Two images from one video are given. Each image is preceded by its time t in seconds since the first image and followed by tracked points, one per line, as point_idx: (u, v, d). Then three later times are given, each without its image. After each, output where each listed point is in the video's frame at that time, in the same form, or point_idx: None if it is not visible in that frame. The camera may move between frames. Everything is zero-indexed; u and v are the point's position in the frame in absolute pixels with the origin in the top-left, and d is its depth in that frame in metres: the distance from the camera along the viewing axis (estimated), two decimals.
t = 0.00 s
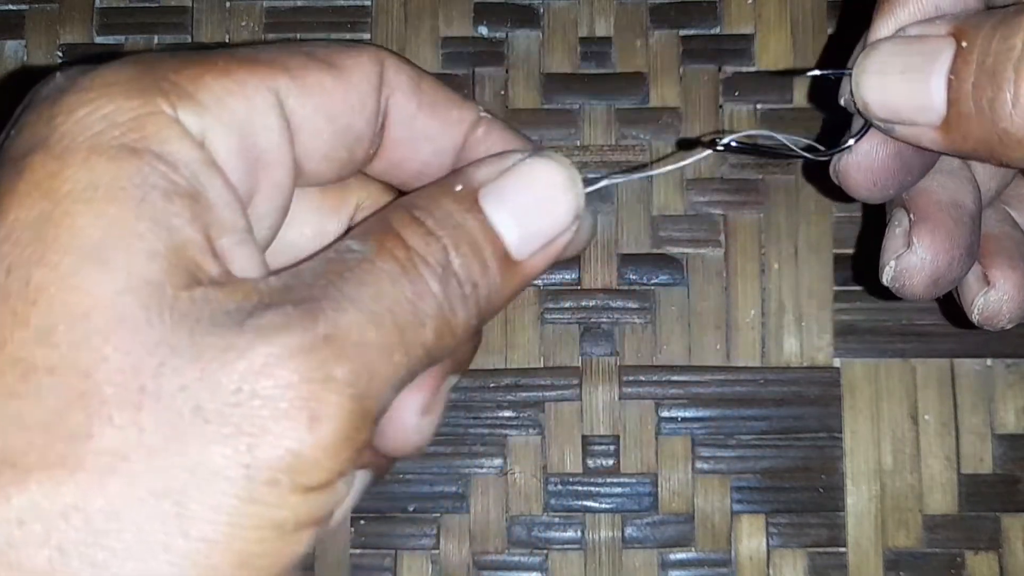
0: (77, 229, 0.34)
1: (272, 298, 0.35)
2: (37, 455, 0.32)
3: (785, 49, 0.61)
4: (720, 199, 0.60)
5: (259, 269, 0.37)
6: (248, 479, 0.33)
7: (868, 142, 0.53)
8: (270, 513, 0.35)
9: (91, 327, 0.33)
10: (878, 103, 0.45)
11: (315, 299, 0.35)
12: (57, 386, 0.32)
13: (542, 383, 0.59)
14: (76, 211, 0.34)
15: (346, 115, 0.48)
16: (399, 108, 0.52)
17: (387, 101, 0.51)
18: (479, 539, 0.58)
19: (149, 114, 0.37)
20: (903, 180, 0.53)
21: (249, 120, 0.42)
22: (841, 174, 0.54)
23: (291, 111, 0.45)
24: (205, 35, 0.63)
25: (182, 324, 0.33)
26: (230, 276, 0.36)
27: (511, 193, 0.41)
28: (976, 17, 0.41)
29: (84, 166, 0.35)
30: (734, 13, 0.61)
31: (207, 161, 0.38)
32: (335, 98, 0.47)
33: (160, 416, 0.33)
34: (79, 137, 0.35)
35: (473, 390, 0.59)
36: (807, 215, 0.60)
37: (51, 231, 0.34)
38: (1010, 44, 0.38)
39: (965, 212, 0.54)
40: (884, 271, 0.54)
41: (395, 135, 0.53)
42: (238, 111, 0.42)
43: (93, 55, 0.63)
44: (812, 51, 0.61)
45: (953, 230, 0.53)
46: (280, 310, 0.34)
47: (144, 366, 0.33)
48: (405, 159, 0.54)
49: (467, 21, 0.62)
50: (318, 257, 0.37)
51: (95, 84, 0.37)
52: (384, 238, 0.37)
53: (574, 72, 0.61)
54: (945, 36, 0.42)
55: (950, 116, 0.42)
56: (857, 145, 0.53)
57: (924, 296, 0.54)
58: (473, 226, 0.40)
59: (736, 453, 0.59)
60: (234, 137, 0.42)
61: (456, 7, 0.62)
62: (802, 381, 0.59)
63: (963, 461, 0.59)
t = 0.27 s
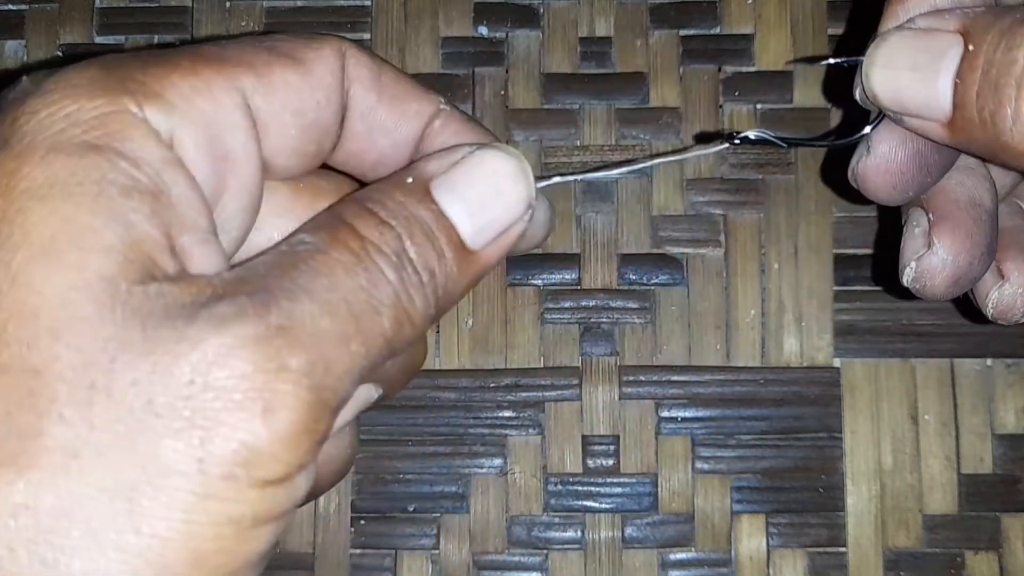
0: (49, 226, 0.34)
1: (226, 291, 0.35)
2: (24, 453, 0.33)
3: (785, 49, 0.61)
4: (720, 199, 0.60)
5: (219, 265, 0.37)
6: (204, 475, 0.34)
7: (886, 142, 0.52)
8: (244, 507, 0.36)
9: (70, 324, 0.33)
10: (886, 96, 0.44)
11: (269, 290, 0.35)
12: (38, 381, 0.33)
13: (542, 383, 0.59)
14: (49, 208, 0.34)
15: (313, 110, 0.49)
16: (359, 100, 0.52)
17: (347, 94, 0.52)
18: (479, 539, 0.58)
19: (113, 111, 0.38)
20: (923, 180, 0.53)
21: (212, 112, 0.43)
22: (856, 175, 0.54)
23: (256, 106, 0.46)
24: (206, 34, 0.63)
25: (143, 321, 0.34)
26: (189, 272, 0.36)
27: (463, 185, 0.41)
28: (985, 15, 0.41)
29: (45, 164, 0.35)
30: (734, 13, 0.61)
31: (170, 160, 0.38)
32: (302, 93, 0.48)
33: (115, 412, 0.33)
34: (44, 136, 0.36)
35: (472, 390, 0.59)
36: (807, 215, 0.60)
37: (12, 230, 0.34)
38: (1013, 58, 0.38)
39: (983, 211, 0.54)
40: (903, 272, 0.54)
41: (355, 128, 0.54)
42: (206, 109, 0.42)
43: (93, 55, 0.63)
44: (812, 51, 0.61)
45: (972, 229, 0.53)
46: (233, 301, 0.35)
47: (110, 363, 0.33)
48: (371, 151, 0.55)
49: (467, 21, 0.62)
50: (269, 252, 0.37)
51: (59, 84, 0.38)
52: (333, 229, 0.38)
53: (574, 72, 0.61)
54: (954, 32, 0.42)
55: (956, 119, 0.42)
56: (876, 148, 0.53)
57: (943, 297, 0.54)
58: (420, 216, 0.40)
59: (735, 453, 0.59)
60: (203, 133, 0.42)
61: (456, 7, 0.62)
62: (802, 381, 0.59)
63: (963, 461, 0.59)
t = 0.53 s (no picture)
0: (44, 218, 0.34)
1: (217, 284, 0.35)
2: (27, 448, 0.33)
3: (785, 49, 0.61)
4: (720, 199, 0.60)
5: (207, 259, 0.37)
6: (190, 471, 0.34)
7: (898, 142, 0.52)
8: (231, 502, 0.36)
9: (66, 319, 0.34)
10: (890, 85, 0.44)
11: (256, 284, 0.35)
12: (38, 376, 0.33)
13: (542, 383, 0.59)
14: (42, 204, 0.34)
15: (304, 103, 0.49)
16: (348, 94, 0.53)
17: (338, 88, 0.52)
18: (479, 539, 0.58)
19: (104, 104, 0.38)
20: (937, 179, 0.53)
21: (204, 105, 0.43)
22: (869, 178, 0.54)
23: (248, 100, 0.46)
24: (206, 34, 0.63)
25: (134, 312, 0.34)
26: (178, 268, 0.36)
27: (454, 179, 0.41)
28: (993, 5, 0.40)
29: (33, 156, 0.35)
30: (734, 13, 0.61)
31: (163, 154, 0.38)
32: (294, 87, 0.48)
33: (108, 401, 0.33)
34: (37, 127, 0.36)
35: (472, 390, 0.59)
36: (807, 215, 0.60)
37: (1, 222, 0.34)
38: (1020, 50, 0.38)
39: (994, 210, 0.55)
40: (919, 274, 0.53)
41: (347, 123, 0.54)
42: (199, 102, 0.43)
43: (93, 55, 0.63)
44: (813, 50, 0.61)
45: (986, 228, 0.53)
46: (222, 294, 0.35)
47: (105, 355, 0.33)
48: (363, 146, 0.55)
49: (467, 21, 0.62)
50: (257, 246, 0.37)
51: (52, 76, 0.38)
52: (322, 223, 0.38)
53: (574, 72, 0.61)
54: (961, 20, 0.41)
55: (963, 110, 0.42)
56: (889, 148, 0.53)
57: (960, 298, 0.53)
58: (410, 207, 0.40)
59: (735, 453, 0.59)
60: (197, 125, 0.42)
61: (456, 7, 0.62)
62: (802, 381, 0.59)
63: (963, 461, 0.59)
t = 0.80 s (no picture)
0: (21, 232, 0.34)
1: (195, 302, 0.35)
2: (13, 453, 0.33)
3: (785, 49, 0.61)
4: (720, 199, 0.60)
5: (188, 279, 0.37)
6: (140, 503, 0.33)
7: (911, 138, 0.52)
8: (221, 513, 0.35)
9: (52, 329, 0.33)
10: (905, 82, 0.44)
11: (227, 308, 0.35)
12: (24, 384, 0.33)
13: (542, 383, 0.59)
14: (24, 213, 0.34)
15: (293, 119, 0.49)
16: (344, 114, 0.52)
17: (331, 107, 0.52)
18: (479, 539, 0.58)
19: (90, 112, 0.37)
20: (950, 177, 0.53)
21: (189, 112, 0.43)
22: (881, 176, 0.53)
23: (236, 112, 0.46)
24: (205, 34, 0.63)
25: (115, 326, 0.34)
26: (152, 286, 0.36)
27: (442, 208, 0.42)
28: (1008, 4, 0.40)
29: (12, 164, 0.35)
30: (734, 13, 0.61)
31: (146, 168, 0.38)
32: (284, 103, 0.48)
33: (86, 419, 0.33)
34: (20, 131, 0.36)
35: (472, 390, 0.59)
36: (807, 215, 0.60)
37: None
38: None
39: (1007, 210, 0.55)
40: (933, 274, 0.53)
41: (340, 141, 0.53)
42: (188, 112, 0.42)
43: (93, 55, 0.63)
44: (813, 50, 0.61)
45: (999, 229, 0.54)
46: (198, 313, 0.35)
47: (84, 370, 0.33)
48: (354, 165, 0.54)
49: (467, 21, 0.62)
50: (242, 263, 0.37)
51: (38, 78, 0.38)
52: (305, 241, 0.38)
53: (574, 72, 0.61)
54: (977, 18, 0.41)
55: (977, 109, 0.42)
56: (901, 144, 0.52)
57: (972, 298, 0.54)
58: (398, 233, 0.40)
59: (735, 453, 0.59)
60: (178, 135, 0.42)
61: (456, 7, 0.62)
62: (802, 381, 0.59)
63: (963, 461, 0.59)
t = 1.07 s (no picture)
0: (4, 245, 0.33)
1: (152, 348, 0.34)
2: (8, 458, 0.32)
3: (785, 49, 0.61)
4: (720, 199, 0.60)
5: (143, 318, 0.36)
6: (75, 557, 0.33)
7: (927, 137, 0.52)
8: (206, 518, 0.35)
9: (27, 351, 0.33)
10: (929, 94, 0.44)
11: (176, 359, 0.34)
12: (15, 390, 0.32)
13: (542, 383, 0.59)
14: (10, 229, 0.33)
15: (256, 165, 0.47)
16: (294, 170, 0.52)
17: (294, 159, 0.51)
18: (479, 539, 0.58)
19: (68, 147, 0.36)
20: (966, 175, 0.53)
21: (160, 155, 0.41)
22: (898, 174, 0.53)
23: (206, 156, 0.44)
24: (205, 34, 0.63)
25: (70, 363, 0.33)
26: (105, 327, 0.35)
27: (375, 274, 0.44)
28: None
29: None
30: (734, 13, 0.61)
31: (115, 209, 0.36)
32: (250, 153, 0.47)
33: (69, 438, 0.32)
34: None
35: (472, 390, 0.59)
36: (807, 215, 0.60)
37: None
38: None
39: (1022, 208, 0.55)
40: (947, 274, 0.53)
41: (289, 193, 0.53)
42: (162, 153, 0.41)
43: (93, 55, 0.63)
44: (813, 50, 0.61)
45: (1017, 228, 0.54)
46: (153, 356, 0.34)
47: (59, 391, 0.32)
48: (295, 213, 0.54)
49: (467, 21, 0.62)
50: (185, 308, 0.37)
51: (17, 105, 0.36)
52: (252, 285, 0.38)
53: (574, 72, 0.61)
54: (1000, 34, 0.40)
55: (999, 127, 0.41)
56: (917, 143, 0.52)
57: (987, 297, 0.53)
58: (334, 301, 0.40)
59: (735, 453, 0.59)
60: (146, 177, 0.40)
61: (456, 7, 0.62)
62: (802, 381, 0.59)
63: (963, 461, 0.59)
